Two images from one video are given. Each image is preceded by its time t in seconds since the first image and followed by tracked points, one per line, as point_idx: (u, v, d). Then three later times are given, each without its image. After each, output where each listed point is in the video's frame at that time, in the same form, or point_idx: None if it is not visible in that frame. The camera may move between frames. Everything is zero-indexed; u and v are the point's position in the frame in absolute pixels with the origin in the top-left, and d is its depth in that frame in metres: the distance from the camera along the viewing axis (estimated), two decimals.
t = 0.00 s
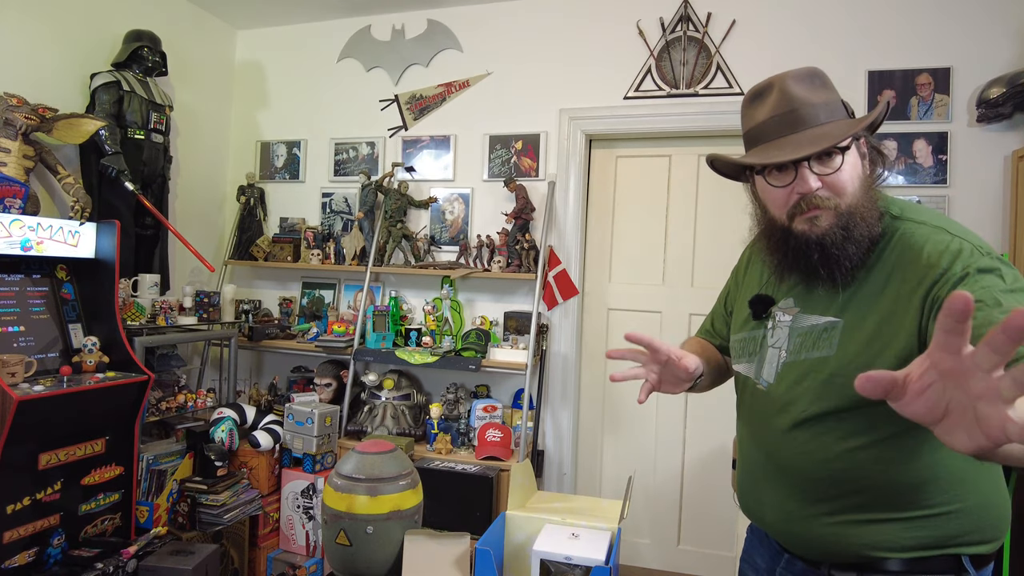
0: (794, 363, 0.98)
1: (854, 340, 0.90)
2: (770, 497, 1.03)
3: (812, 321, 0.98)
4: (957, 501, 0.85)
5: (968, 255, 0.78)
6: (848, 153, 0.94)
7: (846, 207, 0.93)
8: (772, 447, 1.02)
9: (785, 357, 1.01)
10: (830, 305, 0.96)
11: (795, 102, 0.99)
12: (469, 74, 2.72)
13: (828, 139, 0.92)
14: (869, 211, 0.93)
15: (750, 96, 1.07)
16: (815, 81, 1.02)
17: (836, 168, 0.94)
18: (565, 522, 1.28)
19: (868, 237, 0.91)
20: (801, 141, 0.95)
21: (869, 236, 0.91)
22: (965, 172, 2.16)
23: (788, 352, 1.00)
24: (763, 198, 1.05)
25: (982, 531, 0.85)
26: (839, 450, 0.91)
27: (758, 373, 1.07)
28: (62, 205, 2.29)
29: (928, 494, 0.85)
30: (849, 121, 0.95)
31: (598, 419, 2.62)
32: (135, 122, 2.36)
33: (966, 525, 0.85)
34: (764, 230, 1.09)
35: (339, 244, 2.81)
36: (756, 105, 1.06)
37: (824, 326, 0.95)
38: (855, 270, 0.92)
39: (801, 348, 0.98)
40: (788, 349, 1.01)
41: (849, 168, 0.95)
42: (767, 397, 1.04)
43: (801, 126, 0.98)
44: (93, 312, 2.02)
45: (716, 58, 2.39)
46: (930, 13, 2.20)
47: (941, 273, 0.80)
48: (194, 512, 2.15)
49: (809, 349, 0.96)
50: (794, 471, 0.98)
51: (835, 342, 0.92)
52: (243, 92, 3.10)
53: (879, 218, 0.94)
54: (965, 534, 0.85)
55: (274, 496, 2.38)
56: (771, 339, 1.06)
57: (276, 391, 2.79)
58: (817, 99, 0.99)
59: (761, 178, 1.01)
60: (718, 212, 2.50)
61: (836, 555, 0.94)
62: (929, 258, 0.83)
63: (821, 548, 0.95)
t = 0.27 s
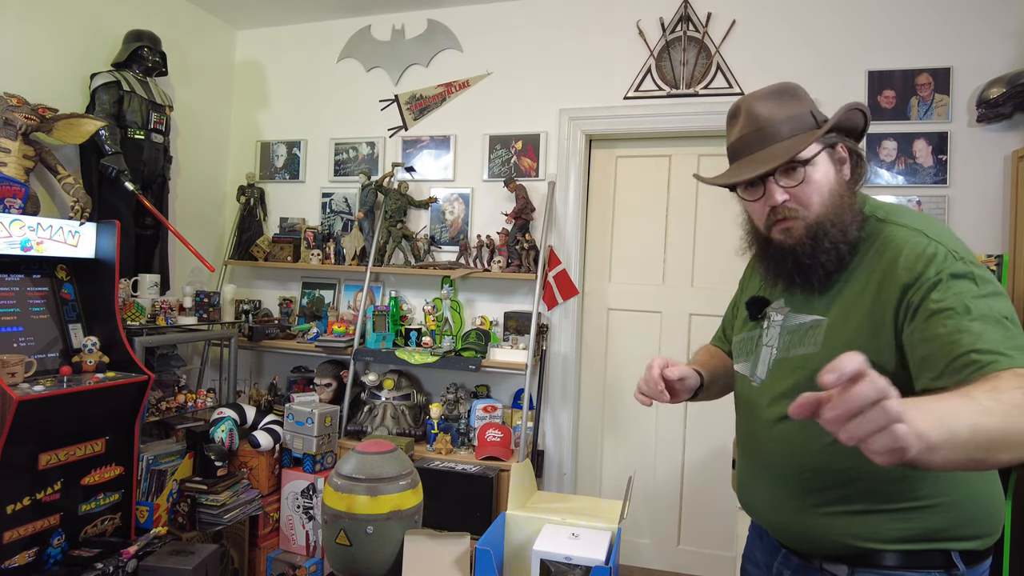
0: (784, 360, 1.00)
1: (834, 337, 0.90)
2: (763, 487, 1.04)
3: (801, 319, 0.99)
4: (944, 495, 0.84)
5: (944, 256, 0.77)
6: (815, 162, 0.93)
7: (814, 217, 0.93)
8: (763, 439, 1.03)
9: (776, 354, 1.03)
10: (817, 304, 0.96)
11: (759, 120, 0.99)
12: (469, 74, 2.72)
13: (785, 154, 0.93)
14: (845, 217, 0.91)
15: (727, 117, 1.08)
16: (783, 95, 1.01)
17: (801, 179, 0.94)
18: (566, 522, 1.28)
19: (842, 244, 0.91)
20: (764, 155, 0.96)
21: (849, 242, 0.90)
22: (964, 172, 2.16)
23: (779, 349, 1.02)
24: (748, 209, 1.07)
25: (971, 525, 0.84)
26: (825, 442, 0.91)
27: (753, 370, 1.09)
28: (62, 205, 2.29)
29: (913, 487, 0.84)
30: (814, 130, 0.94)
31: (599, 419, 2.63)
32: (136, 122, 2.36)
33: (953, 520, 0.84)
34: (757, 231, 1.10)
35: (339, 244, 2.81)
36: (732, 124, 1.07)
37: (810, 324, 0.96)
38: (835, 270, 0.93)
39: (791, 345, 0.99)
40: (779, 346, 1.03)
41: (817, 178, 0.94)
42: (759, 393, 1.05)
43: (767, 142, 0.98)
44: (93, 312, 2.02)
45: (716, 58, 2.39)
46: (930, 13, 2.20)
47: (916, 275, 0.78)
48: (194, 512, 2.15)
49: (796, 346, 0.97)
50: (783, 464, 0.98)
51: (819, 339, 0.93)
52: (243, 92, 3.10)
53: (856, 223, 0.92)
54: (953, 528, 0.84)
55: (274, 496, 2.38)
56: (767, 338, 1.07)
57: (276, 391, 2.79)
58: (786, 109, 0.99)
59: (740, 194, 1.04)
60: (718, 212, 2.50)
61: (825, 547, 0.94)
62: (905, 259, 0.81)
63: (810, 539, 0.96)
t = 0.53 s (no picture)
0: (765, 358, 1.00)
1: (808, 336, 0.91)
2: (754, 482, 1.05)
3: (784, 317, 0.98)
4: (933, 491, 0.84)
5: (912, 261, 0.77)
6: (759, 187, 0.94)
7: (766, 238, 0.95)
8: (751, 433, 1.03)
9: (761, 352, 1.03)
10: (796, 302, 0.96)
11: (703, 152, 1.02)
12: (469, 74, 2.72)
13: (724, 187, 0.95)
14: (793, 238, 0.93)
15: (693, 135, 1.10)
16: (726, 117, 1.00)
17: (746, 205, 0.95)
18: (565, 522, 1.28)
19: (795, 262, 0.94)
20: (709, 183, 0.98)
21: (800, 260, 0.94)
22: (964, 172, 2.16)
23: (764, 347, 1.02)
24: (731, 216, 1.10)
25: (959, 520, 0.84)
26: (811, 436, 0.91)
27: (745, 369, 1.09)
28: (62, 205, 2.29)
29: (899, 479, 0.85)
30: (755, 156, 0.93)
31: (598, 419, 2.63)
32: (136, 122, 2.36)
33: (940, 515, 0.84)
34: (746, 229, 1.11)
35: (339, 244, 2.81)
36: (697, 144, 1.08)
37: (788, 322, 0.96)
38: (803, 275, 0.94)
39: (773, 342, 0.99)
40: (764, 344, 1.03)
41: (758, 204, 0.94)
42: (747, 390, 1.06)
43: (712, 173, 1.01)
44: (93, 312, 2.02)
45: (716, 58, 2.39)
46: (930, 13, 2.20)
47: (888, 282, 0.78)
48: (194, 512, 2.15)
49: (777, 344, 0.98)
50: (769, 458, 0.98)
51: (797, 336, 0.93)
52: (243, 92, 3.10)
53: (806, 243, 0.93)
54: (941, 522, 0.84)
55: (274, 496, 2.38)
56: (758, 335, 1.06)
57: (276, 391, 2.79)
58: (733, 129, 0.98)
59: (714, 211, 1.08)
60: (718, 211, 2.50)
61: (814, 542, 0.94)
62: (876, 265, 0.81)
63: (800, 537, 0.95)
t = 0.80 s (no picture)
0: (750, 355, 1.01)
1: (785, 333, 0.91)
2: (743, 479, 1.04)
3: (767, 314, 0.97)
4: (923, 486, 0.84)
5: (882, 261, 0.78)
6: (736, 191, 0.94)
7: (747, 240, 0.96)
8: (739, 429, 1.02)
9: (749, 349, 1.04)
10: (778, 299, 0.96)
11: (679, 161, 1.03)
12: (469, 75, 2.72)
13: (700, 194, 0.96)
14: (774, 238, 0.93)
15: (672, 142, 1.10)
16: (699, 124, 1.01)
17: (725, 209, 0.96)
18: (566, 522, 1.28)
19: (778, 261, 0.94)
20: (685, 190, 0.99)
21: (783, 257, 0.93)
22: (964, 172, 2.16)
23: (751, 344, 1.03)
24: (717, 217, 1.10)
25: (947, 512, 0.84)
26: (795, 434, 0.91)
27: (737, 366, 1.10)
28: (62, 205, 2.29)
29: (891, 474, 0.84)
30: (729, 162, 0.93)
31: (598, 419, 2.63)
32: (136, 122, 2.36)
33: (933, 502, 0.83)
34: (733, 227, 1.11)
35: (339, 244, 2.81)
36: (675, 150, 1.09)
37: (767, 319, 0.97)
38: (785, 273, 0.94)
39: (756, 339, 1.00)
40: (751, 340, 1.03)
41: (736, 206, 0.95)
42: (738, 387, 1.07)
43: (689, 180, 1.01)
44: (93, 312, 2.02)
45: (715, 58, 2.39)
46: (931, 13, 2.20)
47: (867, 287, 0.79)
48: (194, 512, 2.15)
49: (759, 341, 0.98)
50: (757, 455, 0.98)
51: (778, 332, 0.93)
52: (243, 92, 3.10)
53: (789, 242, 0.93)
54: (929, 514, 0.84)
55: (273, 496, 2.38)
56: (748, 331, 1.06)
57: (276, 391, 2.79)
58: (706, 135, 0.99)
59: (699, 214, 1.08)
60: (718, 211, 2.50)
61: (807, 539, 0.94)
62: (855, 270, 0.81)
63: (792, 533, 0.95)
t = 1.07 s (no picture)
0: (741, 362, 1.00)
1: (773, 342, 0.90)
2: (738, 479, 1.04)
3: (756, 320, 0.96)
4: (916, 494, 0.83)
5: (858, 273, 0.75)
6: (720, 197, 0.90)
7: (733, 248, 0.92)
8: (734, 434, 1.02)
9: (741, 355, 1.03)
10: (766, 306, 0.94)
11: (660, 167, 0.98)
12: (469, 75, 2.72)
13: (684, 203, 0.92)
14: (761, 244, 0.90)
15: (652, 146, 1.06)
16: (678, 128, 0.96)
17: (710, 216, 0.92)
18: (566, 522, 1.28)
19: (766, 268, 0.91)
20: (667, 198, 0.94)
21: (770, 263, 0.91)
22: (964, 172, 2.16)
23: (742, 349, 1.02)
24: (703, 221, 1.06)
25: (939, 519, 0.84)
26: (782, 443, 0.91)
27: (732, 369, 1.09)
28: (62, 205, 2.29)
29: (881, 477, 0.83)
30: (712, 167, 0.89)
31: (598, 418, 2.63)
32: (136, 122, 2.36)
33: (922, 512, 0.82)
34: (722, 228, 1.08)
35: (339, 244, 2.81)
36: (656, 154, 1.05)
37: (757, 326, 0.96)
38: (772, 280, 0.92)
39: (747, 346, 0.99)
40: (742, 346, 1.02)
41: (720, 214, 0.91)
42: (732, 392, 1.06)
43: (671, 187, 0.97)
44: (93, 312, 2.02)
45: (716, 58, 2.39)
46: (931, 13, 2.20)
47: (845, 298, 0.76)
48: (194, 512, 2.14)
49: (750, 349, 0.97)
50: (750, 460, 0.98)
51: (764, 341, 0.93)
52: (243, 92, 3.10)
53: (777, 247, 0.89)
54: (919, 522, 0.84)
55: (273, 496, 2.38)
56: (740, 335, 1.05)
57: (276, 391, 2.79)
58: (686, 140, 0.95)
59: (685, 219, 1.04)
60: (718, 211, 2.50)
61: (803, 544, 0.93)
62: (834, 281, 0.79)
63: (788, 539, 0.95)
